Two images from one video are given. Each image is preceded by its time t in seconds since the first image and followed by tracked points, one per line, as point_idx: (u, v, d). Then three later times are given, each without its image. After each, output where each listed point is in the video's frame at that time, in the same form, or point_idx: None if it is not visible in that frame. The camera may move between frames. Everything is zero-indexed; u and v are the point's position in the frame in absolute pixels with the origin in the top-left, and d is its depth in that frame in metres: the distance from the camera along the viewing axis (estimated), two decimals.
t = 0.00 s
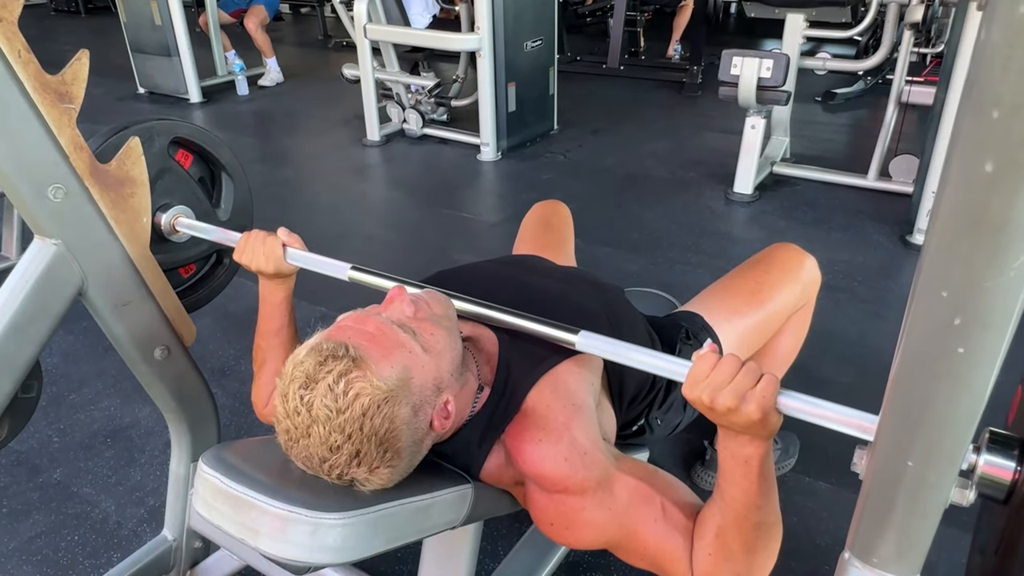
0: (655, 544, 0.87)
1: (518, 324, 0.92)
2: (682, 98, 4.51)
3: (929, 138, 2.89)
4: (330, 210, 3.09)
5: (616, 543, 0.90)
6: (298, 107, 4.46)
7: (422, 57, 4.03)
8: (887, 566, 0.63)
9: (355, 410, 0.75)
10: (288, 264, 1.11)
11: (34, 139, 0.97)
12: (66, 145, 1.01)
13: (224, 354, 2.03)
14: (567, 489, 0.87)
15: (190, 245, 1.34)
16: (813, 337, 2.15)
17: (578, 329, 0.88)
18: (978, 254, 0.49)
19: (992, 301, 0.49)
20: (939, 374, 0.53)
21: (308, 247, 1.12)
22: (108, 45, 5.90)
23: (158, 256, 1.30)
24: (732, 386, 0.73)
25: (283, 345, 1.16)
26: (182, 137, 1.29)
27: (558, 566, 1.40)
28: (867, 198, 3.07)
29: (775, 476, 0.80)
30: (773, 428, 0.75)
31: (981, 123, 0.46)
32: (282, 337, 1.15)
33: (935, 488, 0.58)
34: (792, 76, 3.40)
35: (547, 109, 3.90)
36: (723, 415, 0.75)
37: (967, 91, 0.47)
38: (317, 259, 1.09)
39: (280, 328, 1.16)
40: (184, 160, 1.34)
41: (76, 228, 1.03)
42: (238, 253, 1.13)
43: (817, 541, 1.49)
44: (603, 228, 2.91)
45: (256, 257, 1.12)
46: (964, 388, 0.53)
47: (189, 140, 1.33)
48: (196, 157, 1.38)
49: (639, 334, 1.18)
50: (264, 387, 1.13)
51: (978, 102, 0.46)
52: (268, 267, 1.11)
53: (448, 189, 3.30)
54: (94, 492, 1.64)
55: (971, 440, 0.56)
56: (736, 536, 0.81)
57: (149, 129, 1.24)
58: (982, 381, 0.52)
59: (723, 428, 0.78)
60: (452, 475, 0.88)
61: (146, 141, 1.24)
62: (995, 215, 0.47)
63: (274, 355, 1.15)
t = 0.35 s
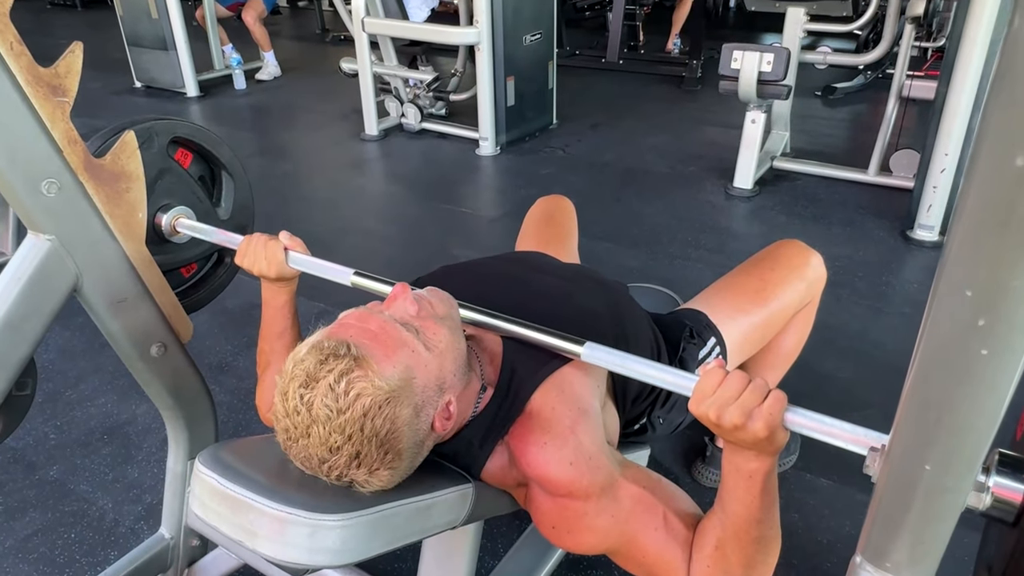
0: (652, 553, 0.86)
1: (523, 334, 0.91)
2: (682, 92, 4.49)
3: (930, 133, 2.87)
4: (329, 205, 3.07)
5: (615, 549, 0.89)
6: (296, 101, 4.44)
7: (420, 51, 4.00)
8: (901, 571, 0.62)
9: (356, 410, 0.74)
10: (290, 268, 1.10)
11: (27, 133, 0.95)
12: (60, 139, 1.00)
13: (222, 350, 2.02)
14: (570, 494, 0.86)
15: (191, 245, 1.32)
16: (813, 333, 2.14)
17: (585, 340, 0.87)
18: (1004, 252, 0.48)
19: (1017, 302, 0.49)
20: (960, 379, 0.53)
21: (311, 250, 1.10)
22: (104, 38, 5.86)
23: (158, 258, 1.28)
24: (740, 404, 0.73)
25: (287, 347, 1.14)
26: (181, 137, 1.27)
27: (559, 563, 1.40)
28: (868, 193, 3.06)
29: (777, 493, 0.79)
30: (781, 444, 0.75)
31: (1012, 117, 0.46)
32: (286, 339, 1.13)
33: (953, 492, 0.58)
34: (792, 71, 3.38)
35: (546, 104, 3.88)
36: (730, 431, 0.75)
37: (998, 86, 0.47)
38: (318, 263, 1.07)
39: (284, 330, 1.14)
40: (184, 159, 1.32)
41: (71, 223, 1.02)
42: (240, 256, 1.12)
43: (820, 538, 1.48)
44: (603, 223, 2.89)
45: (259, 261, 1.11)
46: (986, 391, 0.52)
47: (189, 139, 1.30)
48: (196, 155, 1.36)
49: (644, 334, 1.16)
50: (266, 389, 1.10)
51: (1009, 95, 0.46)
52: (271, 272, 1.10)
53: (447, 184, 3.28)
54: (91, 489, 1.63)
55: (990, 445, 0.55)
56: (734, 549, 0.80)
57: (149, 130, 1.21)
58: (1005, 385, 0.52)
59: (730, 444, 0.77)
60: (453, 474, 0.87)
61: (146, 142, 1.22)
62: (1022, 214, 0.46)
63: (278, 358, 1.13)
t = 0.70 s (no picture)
0: (650, 549, 0.85)
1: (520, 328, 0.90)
2: (679, 86, 4.47)
3: (928, 126, 2.86)
4: (325, 199, 3.06)
5: (613, 544, 0.88)
6: (292, 94, 4.42)
7: (417, 44, 3.98)
8: (909, 564, 0.62)
9: (354, 401, 0.72)
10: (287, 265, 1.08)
11: (18, 121, 0.94)
12: (52, 128, 0.98)
13: (218, 344, 2.01)
14: (569, 488, 0.85)
15: (188, 241, 1.31)
16: (812, 326, 2.14)
17: (584, 337, 0.86)
18: None
19: None
20: (976, 367, 0.52)
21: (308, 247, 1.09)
22: (98, 31, 5.82)
23: (154, 254, 1.26)
24: (738, 402, 0.71)
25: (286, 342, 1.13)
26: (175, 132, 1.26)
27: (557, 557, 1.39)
28: (866, 186, 3.05)
29: (777, 491, 0.78)
30: (780, 441, 0.74)
31: None
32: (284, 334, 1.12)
33: (966, 484, 0.57)
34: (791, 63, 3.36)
35: (543, 97, 3.87)
36: (729, 429, 0.73)
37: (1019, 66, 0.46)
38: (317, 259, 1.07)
39: (283, 326, 1.13)
40: (178, 154, 1.31)
41: (64, 215, 1.00)
42: (235, 253, 1.11)
43: (819, 531, 1.48)
44: (600, 217, 2.88)
45: (255, 257, 1.09)
46: (1003, 380, 0.51)
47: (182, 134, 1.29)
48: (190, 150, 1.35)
49: (643, 328, 1.15)
50: (263, 382, 1.09)
51: None
52: (267, 269, 1.09)
53: (444, 177, 3.27)
54: (86, 484, 1.62)
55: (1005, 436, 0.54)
56: (733, 543, 0.79)
57: (142, 125, 1.20)
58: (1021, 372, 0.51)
59: (729, 439, 0.76)
60: (451, 467, 0.86)
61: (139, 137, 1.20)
62: None
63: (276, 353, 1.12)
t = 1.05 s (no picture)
0: (662, 534, 0.83)
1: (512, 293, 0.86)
2: (673, 81, 4.46)
3: (922, 122, 2.86)
4: (317, 194, 3.04)
5: (623, 532, 0.86)
6: (284, 89, 4.39)
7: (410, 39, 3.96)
8: (913, 567, 0.61)
9: (346, 399, 0.71)
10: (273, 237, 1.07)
11: (2, 115, 0.92)
12: (37, 122, 0.97)
13: (209, 341, 1.99)
14: (564, 480, 0.84)
15: (173, 218, 1.28)
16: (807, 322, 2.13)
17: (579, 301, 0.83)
18: None
19: None
20: (985, 364, 0.51)
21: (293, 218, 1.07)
22: (87, 25, 5.76)
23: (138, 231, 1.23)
24: (743, 360, 0.69)
25: (270, 316, 1.12)
26: (155, 106, 1.22)
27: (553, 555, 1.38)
28: (860, 182, 3.05)
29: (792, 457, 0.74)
30: (790, 401, 0.70)
31: None
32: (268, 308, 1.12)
33: (975, 485, 0.56)
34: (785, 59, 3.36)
35: (537, 92, 3.85)
36: (733, 390, 0.70)
37: None
38: (303, 230, 1.05)
39: (265, 300, 1.12)
40: (159, 129, 1.27)
41: (50, 211, 0.98)
42: (218, 227, 1.09)
43: (814, 528, 1.47)
44: (595, 213, 2.87)
45: (238, 230, 1.08)
46: (1015, 379, 0.50)
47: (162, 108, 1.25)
48: (171, 125, 1.31)
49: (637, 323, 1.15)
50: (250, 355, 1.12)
51: None
52: (251, 242, 1.07)
53: (437, 173, 3.25)
54: (75, 483, 1.60)
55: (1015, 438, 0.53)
56: (750, 517, 0.75)
57: (120, 98, 1.16)
58: None
59: (734, 403, 0.73)
60: (444, 467, 0.84)
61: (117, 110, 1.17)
62: None
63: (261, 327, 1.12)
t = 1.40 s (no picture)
0: (682, 453, 0.77)
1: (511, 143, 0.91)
2: (664, 80, 4.46)
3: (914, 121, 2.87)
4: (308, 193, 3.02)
5: (640, 477, 0.81)
6: (274, 87, 4.36)
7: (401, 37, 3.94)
8: None
9: (338, 405, 0.70)
10: (222, 112, 1.06)
11: None
12: (22, 121, 0.95)
13: (200, 342, 1.97)
14: (553, 460, 0.84)
15: (122, 113, 1.27)
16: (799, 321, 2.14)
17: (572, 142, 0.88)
18: None
19: None
20: (1001, 369, 0.53)
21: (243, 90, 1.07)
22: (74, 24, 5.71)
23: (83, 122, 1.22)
24: (770, 174, 0.64)
25: (235, 208, 1.16)
26: None
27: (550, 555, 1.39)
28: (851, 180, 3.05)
29: (837, 303, 0.69)
30: (823, 228, 0.65)
31: None
32: (231, 203, 1.15)
33: (984, 496, 0.57)
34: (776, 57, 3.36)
35: (528, 91, 3.84)
36: (759, 214, 0.65)
37: None
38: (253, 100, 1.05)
39: (227, 192, 1.15)
40: (104, 13, 1.20)
41: (35, 213, 0.96)
42: (164, 102, 1.07)
43: (809, 528, 1.47)
44: (588, 211, 2.87)
45: (186, 105, 1.06)
46: None
47: None
48: (119, 11, 1.25)
49: (633, 327, 1.14)
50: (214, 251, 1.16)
51: None
52: (202, 118, 1.06)
53: (429, 171, 3.24)
54: (64, 487, 1.58)
55: None
56: (794, 386, 0.68)
57: None
58: None
59: (763, 238, 0.68)
60: (440, 472, 0.83)
61: None
62: None
63: (225, 225, 1.15)
